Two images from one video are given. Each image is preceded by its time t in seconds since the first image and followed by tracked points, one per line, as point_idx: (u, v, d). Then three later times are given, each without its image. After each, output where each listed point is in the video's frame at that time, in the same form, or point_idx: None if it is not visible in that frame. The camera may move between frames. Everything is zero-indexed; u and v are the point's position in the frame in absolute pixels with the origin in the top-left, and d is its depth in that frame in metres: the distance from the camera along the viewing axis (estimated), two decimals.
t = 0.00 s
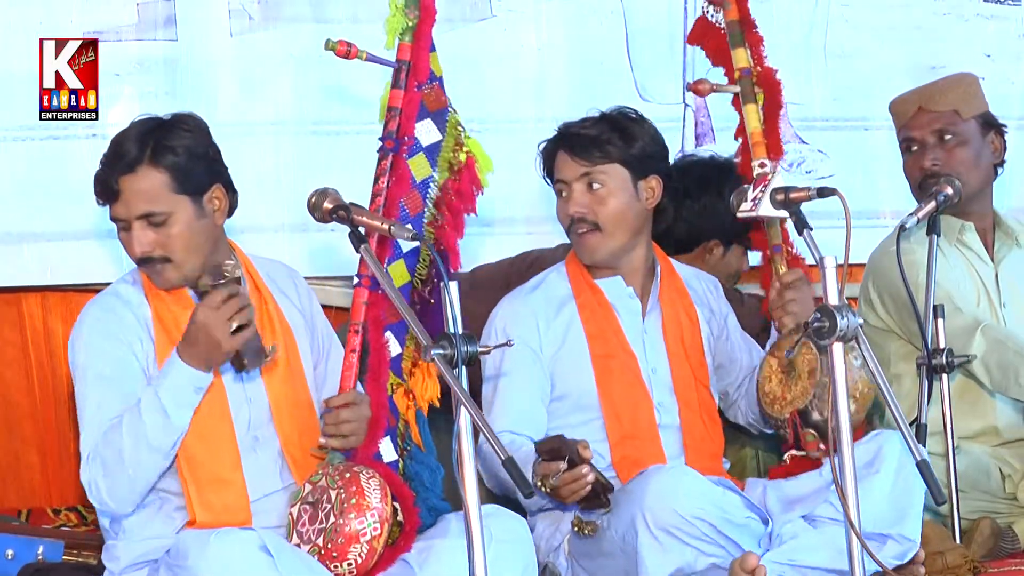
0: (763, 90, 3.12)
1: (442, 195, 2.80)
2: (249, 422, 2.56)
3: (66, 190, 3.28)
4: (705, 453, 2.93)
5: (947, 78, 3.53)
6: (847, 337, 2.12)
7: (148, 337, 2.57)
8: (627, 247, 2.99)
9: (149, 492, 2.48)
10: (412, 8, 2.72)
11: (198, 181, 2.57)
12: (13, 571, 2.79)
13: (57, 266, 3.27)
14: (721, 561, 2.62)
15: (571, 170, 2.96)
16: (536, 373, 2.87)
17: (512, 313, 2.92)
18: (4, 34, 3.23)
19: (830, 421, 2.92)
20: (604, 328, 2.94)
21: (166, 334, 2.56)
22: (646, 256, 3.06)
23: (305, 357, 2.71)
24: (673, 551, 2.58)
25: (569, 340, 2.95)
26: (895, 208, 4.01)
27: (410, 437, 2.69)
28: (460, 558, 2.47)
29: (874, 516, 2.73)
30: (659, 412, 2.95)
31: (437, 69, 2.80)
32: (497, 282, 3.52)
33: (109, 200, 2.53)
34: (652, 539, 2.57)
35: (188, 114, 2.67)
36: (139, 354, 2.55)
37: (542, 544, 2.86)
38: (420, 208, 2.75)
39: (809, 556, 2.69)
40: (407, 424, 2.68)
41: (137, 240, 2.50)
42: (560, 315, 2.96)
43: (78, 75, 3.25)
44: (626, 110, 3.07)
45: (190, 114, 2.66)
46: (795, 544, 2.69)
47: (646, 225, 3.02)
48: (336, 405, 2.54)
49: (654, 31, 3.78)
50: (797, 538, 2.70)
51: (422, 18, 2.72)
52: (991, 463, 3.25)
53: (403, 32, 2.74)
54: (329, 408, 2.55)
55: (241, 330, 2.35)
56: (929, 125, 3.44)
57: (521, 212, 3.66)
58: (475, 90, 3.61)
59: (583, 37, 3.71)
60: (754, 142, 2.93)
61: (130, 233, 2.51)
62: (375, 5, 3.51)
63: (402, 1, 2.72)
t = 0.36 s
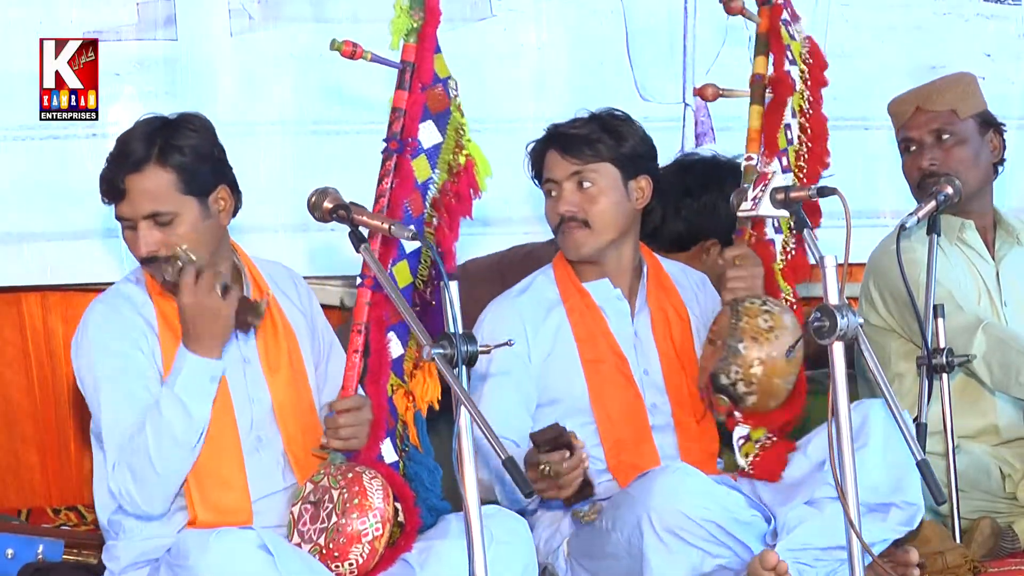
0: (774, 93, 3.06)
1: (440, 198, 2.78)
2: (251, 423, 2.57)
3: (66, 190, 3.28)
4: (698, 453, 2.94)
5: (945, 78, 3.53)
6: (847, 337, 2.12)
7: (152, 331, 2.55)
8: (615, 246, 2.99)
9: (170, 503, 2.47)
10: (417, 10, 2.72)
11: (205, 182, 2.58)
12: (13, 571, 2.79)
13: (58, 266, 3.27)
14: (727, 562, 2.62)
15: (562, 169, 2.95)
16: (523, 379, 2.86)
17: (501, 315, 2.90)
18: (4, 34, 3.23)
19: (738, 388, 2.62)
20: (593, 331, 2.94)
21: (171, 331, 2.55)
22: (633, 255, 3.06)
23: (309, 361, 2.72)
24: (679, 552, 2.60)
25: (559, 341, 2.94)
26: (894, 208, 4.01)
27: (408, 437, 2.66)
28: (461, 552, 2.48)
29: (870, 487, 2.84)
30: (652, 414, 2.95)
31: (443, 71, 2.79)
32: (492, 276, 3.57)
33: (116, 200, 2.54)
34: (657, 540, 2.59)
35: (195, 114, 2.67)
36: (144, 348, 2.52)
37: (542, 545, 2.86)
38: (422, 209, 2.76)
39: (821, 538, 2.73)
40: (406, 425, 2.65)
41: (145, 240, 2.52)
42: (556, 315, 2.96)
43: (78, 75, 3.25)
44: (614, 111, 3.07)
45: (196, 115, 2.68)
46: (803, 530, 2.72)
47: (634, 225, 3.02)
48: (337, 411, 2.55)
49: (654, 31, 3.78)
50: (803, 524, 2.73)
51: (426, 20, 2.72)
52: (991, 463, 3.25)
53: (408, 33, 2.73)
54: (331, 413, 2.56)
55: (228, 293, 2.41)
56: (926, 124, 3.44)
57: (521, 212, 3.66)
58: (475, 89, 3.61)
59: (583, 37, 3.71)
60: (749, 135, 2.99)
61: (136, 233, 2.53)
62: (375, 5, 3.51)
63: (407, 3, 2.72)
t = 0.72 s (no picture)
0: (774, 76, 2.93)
1: (465, 195, 2.71)
2: (255, 421, 2.55)
3: (66, 190, 3.28)
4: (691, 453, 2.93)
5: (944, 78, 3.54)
6: (847, 336, 2.12)
7: (161, 321, 2.53)
8: (617, 238, 2.98)
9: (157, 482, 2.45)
10: (432, 7, 2.66)
11: (236, 167, 2.60)
12: (13, 570, 2.79)
13: (58, 265, 3.28)
14: (739, 570, 2.63)
15: (569, 157, 2.95)
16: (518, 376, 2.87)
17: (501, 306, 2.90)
18: (5, 34, 3.23)
19: (715, 362, 2.66)
20: (586, 323, 2.94)
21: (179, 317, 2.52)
22: (632, 250, 3.05)
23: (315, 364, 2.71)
24: (693, 563, 2.59)
25: (553, 335, 2.94)
26: (894, 208, 4.01)
27: (418, 436, 2.64)
28: (461, 555, 2.48)
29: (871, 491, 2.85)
30: (642, 411, 2.94)
31: (460, 66, 2.71)
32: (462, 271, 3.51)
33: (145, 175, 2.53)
34: (670, 552, 2.59)
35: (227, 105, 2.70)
36: (151, 335, 2.50)
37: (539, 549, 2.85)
38: (439, 207, 2.68)
39: (826, 539, 2.70)
40: (415, 423, 2.64)
41: (174, 215, 2.51)
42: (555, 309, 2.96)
43: (78, 75, 3.25)
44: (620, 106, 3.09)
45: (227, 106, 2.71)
46: (805, 531, 2.69)
47: (636, 218, 3.03)
48: (342, 406, 2.53)
49: (654, 31, 3.78)
50: (806, 525, 2.70)
51: (439, 18, 2.66)
52: (991, 463, 3.25)
53: (421, 31, 2.67)
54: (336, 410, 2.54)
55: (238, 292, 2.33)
56: (925, 125, 3.45)
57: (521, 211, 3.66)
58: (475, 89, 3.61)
59: (583, 37, 3.71)
60: (744, 119, 2.93)
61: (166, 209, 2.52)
62: (375, 5, 3.51)
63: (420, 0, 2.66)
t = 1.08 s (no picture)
0: (796, 86, 2.88)
1: (456, 198, 2.70)
2: (258, 425, 2.55)
3: (66, 190, 3.28)
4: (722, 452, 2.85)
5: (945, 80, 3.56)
6: (848, 336, 2.12)
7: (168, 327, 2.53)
8: (652, 234, 2.96)
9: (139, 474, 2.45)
10: (422, 10, 2.66)
11: (266, 157, 2.67)
12: (13, 570, 2.79)
13: (57, 265, 3.28)
14: (736, 568, 2.57)
15: (602, 153, 2.94)
16: (543, 372, 2.84)
17: (532, 298, 2.89)
18: (5, 33, 3.23)
19: (751, 365, 2.56)
20: (624, 319, 2.90)
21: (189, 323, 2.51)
22: (668, 246, 3.02)
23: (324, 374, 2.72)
24: (694, 559, 2.52)
25: (587, 332, 2.91)
26: (895, 208, 4.01)
27: (414, 439, 2.65)
28: (461, 555, 2.48)
29: (895, 524, 2.70)
30: (676, 408, 2.89)
31: (450, 70, 2.72)
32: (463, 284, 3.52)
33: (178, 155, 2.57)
34: (671, 547, 2.51)
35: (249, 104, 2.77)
36: (154, 336, 2.51)
37: (552, 545, 2.80)
38: (430, 211, 2.67)
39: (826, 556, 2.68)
40: (410, 426, 2.63)
41: (208, 193, 2.53)
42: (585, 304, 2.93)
43: (78, 75, 3.25)
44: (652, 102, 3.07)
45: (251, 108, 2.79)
46: (816, 544, 2.68)
47: (672, 215, 3.00)
48: (337, 405, 2.51)
49: (654, 31, 3.77)
50: (818, 539, 2.69)
51: (430, 21, 2.66)
52: (991, 463, 3.24)
53: (412, 34, 2.67)
54: (332, 409, 2.52)
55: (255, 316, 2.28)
56: (926, 127, 3.45)
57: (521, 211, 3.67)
58: (474, 89, 3.62)
59: (583, 37, 3.71)
60: (769, 130, 2.88)
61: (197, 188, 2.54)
62: (374, 4, 3.51)
63: (411, 3, 2.65)
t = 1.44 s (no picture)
0: (823, 98, 2.92)
1: (431, 176, 2.67)
2: (263, 427, 2.52)
3: (66, 190, 3.28)
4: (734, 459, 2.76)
5: (956, 80, 3.52)
6: (848, 336, 2.12)
7: (173, 324, 2.51)
8: (697, 231, 2.83)
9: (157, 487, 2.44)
10: None
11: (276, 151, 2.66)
12: (13, 570, 2.80)
13: (57, 265, 3.28)
14: None
15: (660, 147, 2.80)
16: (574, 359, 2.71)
17: (564, 284, 2.76)
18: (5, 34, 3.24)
19: (778, 369, 2.54)
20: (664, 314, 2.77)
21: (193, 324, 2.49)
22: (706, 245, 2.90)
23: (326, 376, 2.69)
24: None
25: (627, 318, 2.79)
26: (895, 207, 4.01)
27: (405, 412, 2.65)
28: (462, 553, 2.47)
29: (898, 530, 2.61)
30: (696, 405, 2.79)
31: (427, 50, 2.68)
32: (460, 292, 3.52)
33: (193, 142, 2.53)
34: (672, 564, 2.50)
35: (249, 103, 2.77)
36: (164, 344, 2.48)
37: (564, 546, 2.73)
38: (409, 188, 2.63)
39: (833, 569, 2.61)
40: (402, 400, 2.63)
41: (228, 177, 2.49)
42: (622, 284, 2.80)
43: (78, 75, 3.26)
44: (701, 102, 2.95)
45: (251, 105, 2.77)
46: (821, 554, 2.59)
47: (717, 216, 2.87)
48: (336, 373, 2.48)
49: (654, 31, 3.77)
50: (823, 548, 2.60)
51: None
52: (991, 463, 3.25)
53: (395, 13, 2.63)
54: (331, 378, 2.49)
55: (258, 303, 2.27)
56: (935, 135, 3.44)
57: (521, 211, 3.67)
58: (474, 89, 3.62)
59: (583, 37, 3.71)
60: (795, 140, 2.90)
61: (216, 174, 2.51)
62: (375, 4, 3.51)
63: None
